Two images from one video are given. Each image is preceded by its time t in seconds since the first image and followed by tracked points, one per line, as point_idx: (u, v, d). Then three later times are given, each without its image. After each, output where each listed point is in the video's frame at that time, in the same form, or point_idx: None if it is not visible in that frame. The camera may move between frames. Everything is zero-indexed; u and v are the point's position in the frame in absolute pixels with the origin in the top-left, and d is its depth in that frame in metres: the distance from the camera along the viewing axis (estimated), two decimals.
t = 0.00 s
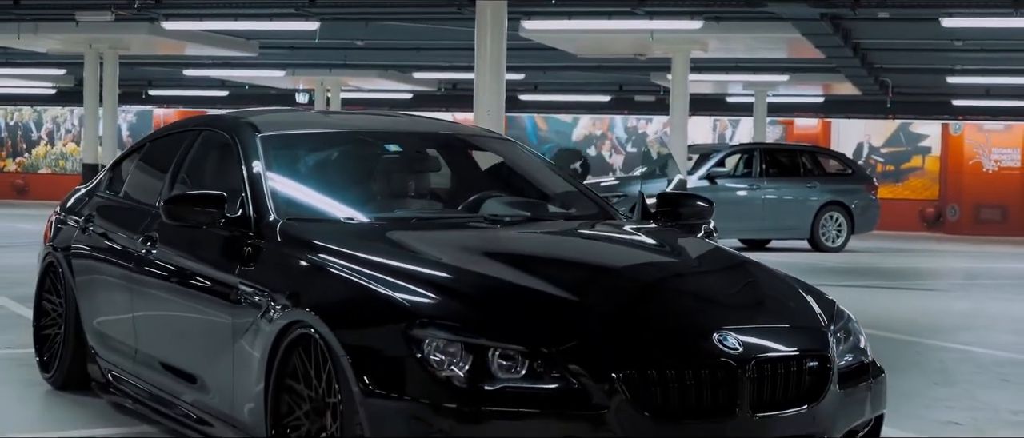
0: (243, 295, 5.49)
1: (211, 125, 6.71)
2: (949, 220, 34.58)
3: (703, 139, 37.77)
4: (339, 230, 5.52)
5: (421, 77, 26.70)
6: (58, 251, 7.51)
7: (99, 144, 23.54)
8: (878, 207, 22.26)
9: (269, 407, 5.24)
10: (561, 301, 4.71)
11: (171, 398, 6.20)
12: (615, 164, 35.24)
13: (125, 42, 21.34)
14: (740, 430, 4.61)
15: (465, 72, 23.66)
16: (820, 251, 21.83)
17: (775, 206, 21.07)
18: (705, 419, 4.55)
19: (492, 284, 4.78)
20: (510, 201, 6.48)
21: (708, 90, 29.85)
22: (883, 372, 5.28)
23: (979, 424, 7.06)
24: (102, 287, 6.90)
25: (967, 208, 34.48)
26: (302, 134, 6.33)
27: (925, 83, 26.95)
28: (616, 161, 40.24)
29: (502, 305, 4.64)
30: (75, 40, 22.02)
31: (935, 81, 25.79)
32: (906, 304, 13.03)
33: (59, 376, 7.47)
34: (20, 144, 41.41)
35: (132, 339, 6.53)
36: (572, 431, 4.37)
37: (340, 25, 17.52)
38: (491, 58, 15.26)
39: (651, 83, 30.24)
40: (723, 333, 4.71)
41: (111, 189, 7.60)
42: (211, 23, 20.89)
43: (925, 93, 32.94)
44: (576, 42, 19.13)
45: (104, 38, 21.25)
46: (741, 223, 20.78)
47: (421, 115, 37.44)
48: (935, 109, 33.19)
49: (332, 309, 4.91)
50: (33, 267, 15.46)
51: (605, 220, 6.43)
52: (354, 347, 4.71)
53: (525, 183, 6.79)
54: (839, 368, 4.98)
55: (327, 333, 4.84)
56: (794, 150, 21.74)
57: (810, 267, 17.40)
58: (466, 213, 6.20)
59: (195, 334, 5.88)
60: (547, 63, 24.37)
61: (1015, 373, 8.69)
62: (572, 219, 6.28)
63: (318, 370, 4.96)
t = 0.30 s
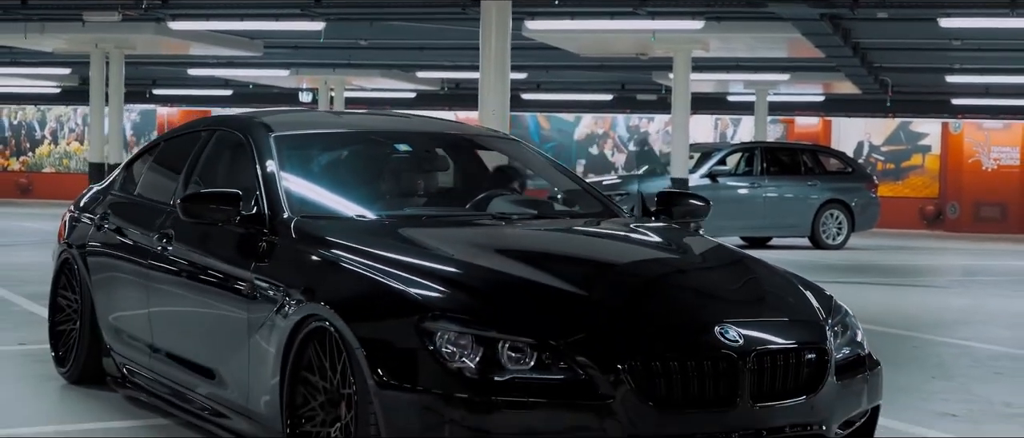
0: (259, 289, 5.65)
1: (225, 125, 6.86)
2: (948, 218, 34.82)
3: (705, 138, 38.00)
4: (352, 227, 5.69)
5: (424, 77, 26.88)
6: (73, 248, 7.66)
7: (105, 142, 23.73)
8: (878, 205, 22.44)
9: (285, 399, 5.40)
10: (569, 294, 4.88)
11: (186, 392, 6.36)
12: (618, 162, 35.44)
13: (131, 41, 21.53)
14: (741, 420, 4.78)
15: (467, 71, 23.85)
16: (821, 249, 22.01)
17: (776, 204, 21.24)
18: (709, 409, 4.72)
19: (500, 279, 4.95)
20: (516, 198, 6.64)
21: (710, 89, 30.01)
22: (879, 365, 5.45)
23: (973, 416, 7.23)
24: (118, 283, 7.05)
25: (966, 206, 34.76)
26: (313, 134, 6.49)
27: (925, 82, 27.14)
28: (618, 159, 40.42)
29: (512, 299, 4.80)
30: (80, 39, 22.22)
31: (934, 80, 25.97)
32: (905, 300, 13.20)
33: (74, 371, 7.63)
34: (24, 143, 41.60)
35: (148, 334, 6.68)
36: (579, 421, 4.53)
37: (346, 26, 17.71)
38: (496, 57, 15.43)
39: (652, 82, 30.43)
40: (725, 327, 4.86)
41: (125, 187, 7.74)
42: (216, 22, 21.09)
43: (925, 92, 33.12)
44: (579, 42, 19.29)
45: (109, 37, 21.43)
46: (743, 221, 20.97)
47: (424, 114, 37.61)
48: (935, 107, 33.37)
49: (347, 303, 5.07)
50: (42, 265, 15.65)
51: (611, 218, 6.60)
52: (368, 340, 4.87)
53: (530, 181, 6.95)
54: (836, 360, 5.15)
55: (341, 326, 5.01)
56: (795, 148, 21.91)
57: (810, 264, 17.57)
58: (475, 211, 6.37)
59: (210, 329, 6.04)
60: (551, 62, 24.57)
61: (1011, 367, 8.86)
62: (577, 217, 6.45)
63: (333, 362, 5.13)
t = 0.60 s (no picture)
0: (276, 285, 5.82)
1: (238, 125, 7.03)
2: (948, 216, 35.12)
3: (706, 136, 38.21)
4: (366, 224, 5.87)
5: (427, 76, 27.06)
6: (90, 246, 7.84)
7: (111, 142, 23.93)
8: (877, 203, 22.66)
9: (302, 390, 5.58)
10: (578, 289, 5.06)
11: (204, 385, 6.53)
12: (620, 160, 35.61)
13: (137, 41, 21.71)
14: (743, 409, 4.96)
15: (470, 71, 24.04)
16: (821, 247, 22.21)
17: (775, 202, 21.43)
18: (712, 399, 4.91)
19: (510, 273, 5.13)
20: (523, 196, 6.82)
21: (712, 88, 30.18)
22: (875, 356, 5.64)
23: (969, 408, 7.40)
24: (135, 280, 7.23)
25: (965, 205, 34.93)
26: (325, 134, 6.67)
27: (924, 81, 27.33)
28: (620, 158, 40.62)
29: (521, 293, 4.98)
30: (87, 39, 22.39)
31: (934, 79, 26.15)
32: (904, 297, 13.39)
33: (92, 366, 7.81)
34: (28, 142, 41.79)
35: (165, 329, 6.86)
36: (588, 411, 4.71)
37: (351, 27, 17.89)
38: (501, 57, 15.59)
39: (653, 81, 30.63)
40: (727, 320, 5.05)
41: (139, 187, 7.91)
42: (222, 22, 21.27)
43: (925, 90, 33.28)
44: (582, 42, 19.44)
45: (115, 37, 21.62)
46: (744, 219, 21.15)
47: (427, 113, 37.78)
48: (934, 106, 33.56)
49: (363, 297, 5.25)
50: (52, 263, 15.84)
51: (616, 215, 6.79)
52: (384, 333, 5.05)
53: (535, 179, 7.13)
54: (834, 352, 5.34)
55: (358, 319, 5.19)
56: (794, 147, 22.08)
57: (810, 261, 17.76)
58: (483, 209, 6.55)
59: (227, 323, 6.23)
60: (553, 61, 24.75)
61: (1007, 361, 9.05)
62: (582, 214, 6.64)
63: (349, 355, 5.32)
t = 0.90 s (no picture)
0: (291, 280, 5.96)
1: (251, 125, 7.16)
2: (947, 215, 35.49)
3: (705, 136, 38.38)
4: (378, 221, 6.02)
5: (428, 75, 27.20)
6: (104, 243, 7.98)
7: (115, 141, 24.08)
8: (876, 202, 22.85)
9: (316, 382, 5.73)
10: (587, 284, 5.21)
11: (218, 379, 6.67)
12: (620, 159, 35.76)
13: (143, 41, 21.86)
14: (747, 400, 5.11)
15: (472, 70, 24.20)
16: (820, 246, 22.37)
17: (774, 201, 21.59)
18: (716, 391, 5.05)
19: (520, 269, 5.27)
20: (530, 194, 6.97)
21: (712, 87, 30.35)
22: (875, 350, 5.78)
23: (967, 403, 7.55)
24: (149, 276, 7.37)
25: (963, 204, 35.21)
26: (336, 133, 6.81)
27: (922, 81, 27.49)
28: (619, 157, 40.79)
29: (531, 287, 5.12)
30: (93, 39, 22.53)
31: (931, 78, 26.30)
32: (902, 294, 13.55)
33: (106, 360, 7.96)
34: (30, 141, 41.93)
35: (179, 324, 7.01)
36: (596, 403, 4.85)
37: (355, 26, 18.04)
38: (505, 57, 15.73)
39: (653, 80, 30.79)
40: (730, 314, 5.19)
41: (151, 187, 8.05)
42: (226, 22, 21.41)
43: (923, 90, 33.44)
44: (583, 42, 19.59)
45: (121, 37, 21.76)
46: (743, 217, 21.32)
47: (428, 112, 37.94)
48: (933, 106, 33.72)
49: (377, 292, 5.39)
50: (60, 261, 16.00)
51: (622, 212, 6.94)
52: (398, 327, 5.19)
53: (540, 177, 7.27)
54: (835, 345, 5.49)
55: (372, 314, 5.33)
56: (794, 146, 22.22)
57: (811, 260, 17.93)
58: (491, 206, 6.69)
59: (242, 318, 6.37)
60: (555, 61, 24.90)
61: (1005, 357, 9.20)
62: (589, 212, 6.78)
63: (363, 348, 5.47)
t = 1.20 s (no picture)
0: (305, 275, 6.11)
1: (264, 124, 7.30)
2: (944, 214, 35.64)
3: (703, 135, 38.57)
4: (390, 218, 6.16)
5: (429, 75, 27.34)
6: (117, 240, 8.12)
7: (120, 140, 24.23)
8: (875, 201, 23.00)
9: (330, 374, 5.87)
10: (594, 278, 5.35)
11: (232, 373, 6.80)
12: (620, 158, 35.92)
13: (147, 40, 22.00)
14: (750, 392, 5.24)
15: (473, 70, 24.35)
16: (819, 244, 22.54)
17: (773, 199, 21.72)
18: (720, 382, 5.19)
19: (530, 264, 5.42)
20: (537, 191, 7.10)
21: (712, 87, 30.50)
22: (875, 344, 5.93)
23: (965, 397, 7.70)
24: (163, 272, 7.51)
25: (960, 204, 35.40)
26: (347, 133, 6.96)
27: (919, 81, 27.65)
28: (618, 156, 40.96)
29: (540, 282, 5.27)
30: (98, 39, 22.66)
31: (929, 78, 26.45)
32: (901, 292, 13.71)
33: (120, 355, 8.09)
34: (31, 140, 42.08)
35: (193, 319, 7.15)
36: (605, 394, 4.98)
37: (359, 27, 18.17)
38: (509, 57, 15.87)
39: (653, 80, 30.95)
40: (734, 308, 5.34)
41: (162, 186, 8.18)
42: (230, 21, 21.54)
43: (922, 89, 33.60)
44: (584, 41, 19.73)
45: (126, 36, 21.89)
46: (742, 216, 21.46)
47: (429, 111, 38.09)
48: (931, 105, 33.88)
49: (390, 286, 5.54)
50: (66, 258, 16.14)
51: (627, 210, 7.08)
52: (411, 321, 5.34)
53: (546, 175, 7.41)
54: (836, 339, 5.64)
55: (386, 308, 5.48)
56: (793, 146, 22.35)
57: (810, 258, 18.09)
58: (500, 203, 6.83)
59: (255, 313, 6.51)
60: (556, 61, 25.05)
61: (1003, 353, 9.34)
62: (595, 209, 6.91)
63: (376, 341, 5.62)
